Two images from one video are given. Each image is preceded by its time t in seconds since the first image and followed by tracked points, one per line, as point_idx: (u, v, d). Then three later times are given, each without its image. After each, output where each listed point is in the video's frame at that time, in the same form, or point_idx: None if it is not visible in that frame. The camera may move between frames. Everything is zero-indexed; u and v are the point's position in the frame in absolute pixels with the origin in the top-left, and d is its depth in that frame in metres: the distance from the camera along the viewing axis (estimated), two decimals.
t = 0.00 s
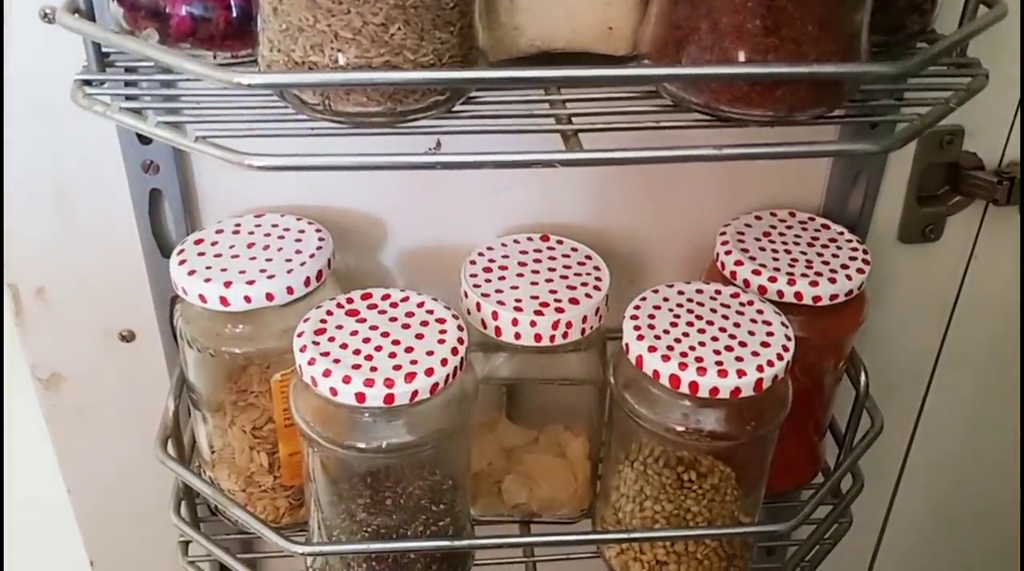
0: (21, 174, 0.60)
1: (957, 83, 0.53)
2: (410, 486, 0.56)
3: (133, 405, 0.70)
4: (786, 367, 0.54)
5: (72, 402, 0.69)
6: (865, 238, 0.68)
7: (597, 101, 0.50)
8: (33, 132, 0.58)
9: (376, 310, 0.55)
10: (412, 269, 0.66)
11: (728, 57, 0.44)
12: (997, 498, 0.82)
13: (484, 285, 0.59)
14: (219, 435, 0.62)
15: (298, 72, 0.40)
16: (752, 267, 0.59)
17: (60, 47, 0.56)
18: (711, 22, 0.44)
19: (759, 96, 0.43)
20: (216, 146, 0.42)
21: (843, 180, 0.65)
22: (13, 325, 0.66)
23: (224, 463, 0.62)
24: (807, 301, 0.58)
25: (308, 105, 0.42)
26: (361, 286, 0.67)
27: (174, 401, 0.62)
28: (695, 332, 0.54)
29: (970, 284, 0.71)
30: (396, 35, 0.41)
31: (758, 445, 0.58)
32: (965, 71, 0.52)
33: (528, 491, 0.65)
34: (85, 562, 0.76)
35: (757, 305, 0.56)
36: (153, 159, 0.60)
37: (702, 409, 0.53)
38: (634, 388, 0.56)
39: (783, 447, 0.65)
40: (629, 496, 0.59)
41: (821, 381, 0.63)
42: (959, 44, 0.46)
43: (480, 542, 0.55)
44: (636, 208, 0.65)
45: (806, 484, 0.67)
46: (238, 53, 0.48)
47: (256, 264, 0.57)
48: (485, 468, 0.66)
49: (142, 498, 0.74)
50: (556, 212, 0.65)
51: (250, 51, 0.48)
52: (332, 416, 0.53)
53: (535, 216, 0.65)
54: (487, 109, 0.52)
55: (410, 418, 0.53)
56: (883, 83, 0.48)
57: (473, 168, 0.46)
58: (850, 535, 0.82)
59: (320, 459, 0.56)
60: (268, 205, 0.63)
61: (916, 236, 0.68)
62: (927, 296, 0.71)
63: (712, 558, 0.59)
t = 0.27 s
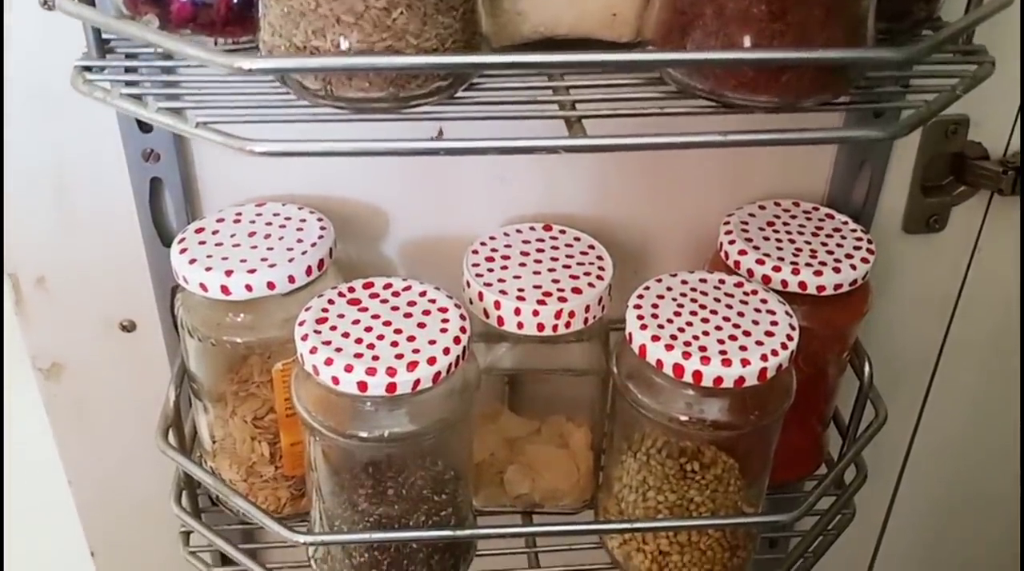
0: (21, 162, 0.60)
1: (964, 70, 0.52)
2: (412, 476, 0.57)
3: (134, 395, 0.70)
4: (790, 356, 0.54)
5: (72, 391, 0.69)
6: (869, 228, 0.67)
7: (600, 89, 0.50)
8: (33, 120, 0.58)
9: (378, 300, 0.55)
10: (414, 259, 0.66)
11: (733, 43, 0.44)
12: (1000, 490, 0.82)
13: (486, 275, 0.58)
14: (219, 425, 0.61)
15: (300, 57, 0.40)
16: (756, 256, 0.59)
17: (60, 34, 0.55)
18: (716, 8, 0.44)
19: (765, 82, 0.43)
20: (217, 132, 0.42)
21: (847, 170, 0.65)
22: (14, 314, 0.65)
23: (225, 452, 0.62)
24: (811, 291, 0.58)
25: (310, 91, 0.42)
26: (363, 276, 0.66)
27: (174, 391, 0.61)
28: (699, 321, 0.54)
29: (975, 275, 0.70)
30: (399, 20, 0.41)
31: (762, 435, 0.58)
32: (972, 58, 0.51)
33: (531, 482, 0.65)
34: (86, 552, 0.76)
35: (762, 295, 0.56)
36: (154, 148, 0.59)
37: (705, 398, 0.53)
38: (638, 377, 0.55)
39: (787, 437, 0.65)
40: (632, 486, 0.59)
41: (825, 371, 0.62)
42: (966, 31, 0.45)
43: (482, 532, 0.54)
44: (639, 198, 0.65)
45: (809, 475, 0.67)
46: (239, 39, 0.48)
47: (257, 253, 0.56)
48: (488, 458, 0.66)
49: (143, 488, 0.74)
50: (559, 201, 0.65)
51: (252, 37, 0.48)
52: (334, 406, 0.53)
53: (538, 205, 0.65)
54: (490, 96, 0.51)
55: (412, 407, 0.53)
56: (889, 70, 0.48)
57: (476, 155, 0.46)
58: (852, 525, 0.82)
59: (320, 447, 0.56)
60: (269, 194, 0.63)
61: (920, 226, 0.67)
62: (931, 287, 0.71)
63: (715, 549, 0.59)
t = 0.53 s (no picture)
0: (21, 144, 0.59)
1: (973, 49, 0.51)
2: (415, 460, 0.57)
3: (134, 380, 0.69)
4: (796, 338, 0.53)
5: (72, 377, 0.68)
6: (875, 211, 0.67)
7: (605, 67, 0.49)
8: (32, 101, 0.58)
9: (381, 281, 0.54)
10: (416, 242, 0.65)
11: (740, 18, 0.43)
12: (1005, 476, 0.82)
13: (489, 257, 0.58)
14: (221, 409, 0.61)
15: (302, 31, 0.39)
16: (762, 239, 0.58)
17: (58, 13, 0.55)
18: None
19: (772, 58, 0.42)
20: (218, 107, 0.41)
21: (853, 152, 0.64)
22: (13, 298, 0.65)
23: (226, 436, 0.61)
24: (817, 274, 0.58)
25: (312, 66, 0.42)
26: (365, 259, 0.66)
27: (175, 374, 0.61)
28: (704, 303, 0.53)
29: (982, 259, 0.70)
30: None
31: (768, 419, 0.57)
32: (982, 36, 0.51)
33: (534, 467, 0.64)
34: (87, 538, 0.76)
35: (768, 277, 0.55)
36: (154, 129, 0.59)
37: (711, 380, 0.53)
38: (642, 359, 0.55)
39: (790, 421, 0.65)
40: (636, 470, 0.59)
41: (830, 355, 0.62)
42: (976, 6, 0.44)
43: (485, 515, 0.54)
44: (643, 180, 0.64)
45: (814, 460, 0.67)
46: (240, 16, 0.47)
47: (258, 235, 0.56)
48: (490, 442, 0.65)
49: (144, 474, 0.73)
50: (562, 183, 0.64)
51: (252, 14, 0.47)
52: (336, 387, 0.52)
53: (541, 188, 0.64)
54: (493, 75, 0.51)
55: (415, 389, 0.53)
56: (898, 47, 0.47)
57: (480, 132, 0.45)
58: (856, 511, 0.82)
59: (321, 429, 0.56)
60: (270, 176, 0.62)
61: (927, 210, 0.67)
62: (937, 271, 0.70)
63: (720, 533, 0.58)
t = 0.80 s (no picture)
0: (19, 126, 0.59)
1: (978, 28, 0.50)
2: (415, 444, 0.57)
3: (133, 366, 0.69)
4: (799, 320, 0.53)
5: (71, 363, 0.68)
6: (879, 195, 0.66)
7: (607, 46, 0.49)
8: (30, 83, 0.57)
9: (381, 264, 0.54)
10: (417, 225, 0.65)
11: None
12: (1008, 462, 0.81)
13: (490, 240, 0.57)
14: (221, 393, 0.61)
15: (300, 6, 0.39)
16: (765, 222, 0.58)
17: None
18: None
19: (777, 34, 0.42)
20: (216, 84, 0.41)
21: (857, 135, 0.64)
22: (12, 283, 0.65)
23: (226, 421, 0.61)
24: (820, 257, 0.57)
25: (311, 43, 0.41)
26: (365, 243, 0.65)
27: (174, 358, 0.61)
28: (707, 285, 0.53)
29: (986, 243, 0.70)
30: None
31: (770, 403, 0.57)
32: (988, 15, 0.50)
33: (534, 452, 0.64)
34: (86, 525, 0.76)
35: (771, 260, 0.55)
36: (153, 111, 0.59)
37: (713, 362, 0.52)
38: (644, 342, 0.54)
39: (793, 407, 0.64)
40: (638, 454, 0.59)
41: (833, 339, 0.62)
42: None
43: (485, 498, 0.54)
44: (645, 163, 0.64)
45: (816, 445, 0.66)
46: None
47: (258, 217, 0.56)
48: (491, 427, 0.65)
49: (144, 461, 0.73)
50: (564, 167, 0.64)
51: None
52: (335, 369, 0.52)
53: (542, 171, 0.64)
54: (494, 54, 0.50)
55: (416, 371, 0.52)
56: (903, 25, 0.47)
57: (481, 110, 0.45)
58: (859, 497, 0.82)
59: (321, 411, 0.56)
60: (270, 159, 0.62)
61: (930, 194, 0.67)
62: (941, 256, 0.70)
63: (722, 518, 0.58)
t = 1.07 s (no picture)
0: (13, 99, 0.58)
1: None
2: (414, 421, 0.57)
3: (131, 344, 0.68)
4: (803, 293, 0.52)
5: (68, 341, 0.68)
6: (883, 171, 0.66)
7: (609, 13, 0.48)
8: (24, 54, 0.56)
9: (379, 237, 0.53)
10: (416, 200, 0.64)
11: None
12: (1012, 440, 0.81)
13: (490, 213, 0.57)
14: (218, 369, 0.60)
15: None
16: (768, 195, 0.57)
17: None
18: None
19: None
20: (210, 47, 0.41)
21: (861, 109, 0.63)
22: (7, 259, 0.64)
23: (224, 397, 0.61)
24: (824, 230, 0.57)
25: (308, 6, 0.41)
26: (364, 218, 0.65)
27: (172, 332, 0.60)
28: (710, 258, 0.52)
29: (991, 219, 0.69)
30: None
31: (772, 378, 0.58)
32: None
33: (535, 429, 0.63)
34: (85, 504, 0.75)
35: (774, 233, 0.54)
36: (149, 83, 0.58)
37: (715, 335, 0.52)
38: (645, 315, 0.54)
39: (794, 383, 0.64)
40: (639, 430, 0.59)
41: (836, 315, 0.61)
42: None
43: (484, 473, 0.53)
44: (647, 137, 0.63)
45: (819, 423, 0.66)
46: None
47: (255, 189, 0.55)
48: (492, 403, 0.65)
49: (142, 439, 0.73)
50: (565, 140, 0.63)
51: None
52: (334, 342, 0.51)
53: (543, 145, 0.63)
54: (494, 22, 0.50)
55: (415, 344, 0.52)
56: None
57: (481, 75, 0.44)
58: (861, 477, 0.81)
59: (319, 384, 0.56)
60: (267, 133, 0.61)
61: (935, 169, 0.66)
62: (945, 232, 0.69)
63: (724, 494, 0.57)
